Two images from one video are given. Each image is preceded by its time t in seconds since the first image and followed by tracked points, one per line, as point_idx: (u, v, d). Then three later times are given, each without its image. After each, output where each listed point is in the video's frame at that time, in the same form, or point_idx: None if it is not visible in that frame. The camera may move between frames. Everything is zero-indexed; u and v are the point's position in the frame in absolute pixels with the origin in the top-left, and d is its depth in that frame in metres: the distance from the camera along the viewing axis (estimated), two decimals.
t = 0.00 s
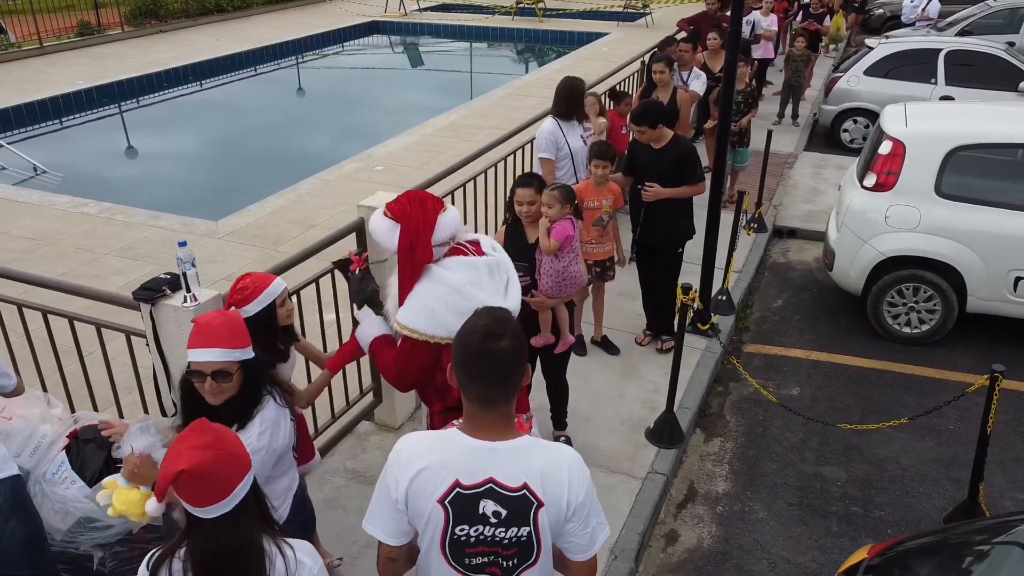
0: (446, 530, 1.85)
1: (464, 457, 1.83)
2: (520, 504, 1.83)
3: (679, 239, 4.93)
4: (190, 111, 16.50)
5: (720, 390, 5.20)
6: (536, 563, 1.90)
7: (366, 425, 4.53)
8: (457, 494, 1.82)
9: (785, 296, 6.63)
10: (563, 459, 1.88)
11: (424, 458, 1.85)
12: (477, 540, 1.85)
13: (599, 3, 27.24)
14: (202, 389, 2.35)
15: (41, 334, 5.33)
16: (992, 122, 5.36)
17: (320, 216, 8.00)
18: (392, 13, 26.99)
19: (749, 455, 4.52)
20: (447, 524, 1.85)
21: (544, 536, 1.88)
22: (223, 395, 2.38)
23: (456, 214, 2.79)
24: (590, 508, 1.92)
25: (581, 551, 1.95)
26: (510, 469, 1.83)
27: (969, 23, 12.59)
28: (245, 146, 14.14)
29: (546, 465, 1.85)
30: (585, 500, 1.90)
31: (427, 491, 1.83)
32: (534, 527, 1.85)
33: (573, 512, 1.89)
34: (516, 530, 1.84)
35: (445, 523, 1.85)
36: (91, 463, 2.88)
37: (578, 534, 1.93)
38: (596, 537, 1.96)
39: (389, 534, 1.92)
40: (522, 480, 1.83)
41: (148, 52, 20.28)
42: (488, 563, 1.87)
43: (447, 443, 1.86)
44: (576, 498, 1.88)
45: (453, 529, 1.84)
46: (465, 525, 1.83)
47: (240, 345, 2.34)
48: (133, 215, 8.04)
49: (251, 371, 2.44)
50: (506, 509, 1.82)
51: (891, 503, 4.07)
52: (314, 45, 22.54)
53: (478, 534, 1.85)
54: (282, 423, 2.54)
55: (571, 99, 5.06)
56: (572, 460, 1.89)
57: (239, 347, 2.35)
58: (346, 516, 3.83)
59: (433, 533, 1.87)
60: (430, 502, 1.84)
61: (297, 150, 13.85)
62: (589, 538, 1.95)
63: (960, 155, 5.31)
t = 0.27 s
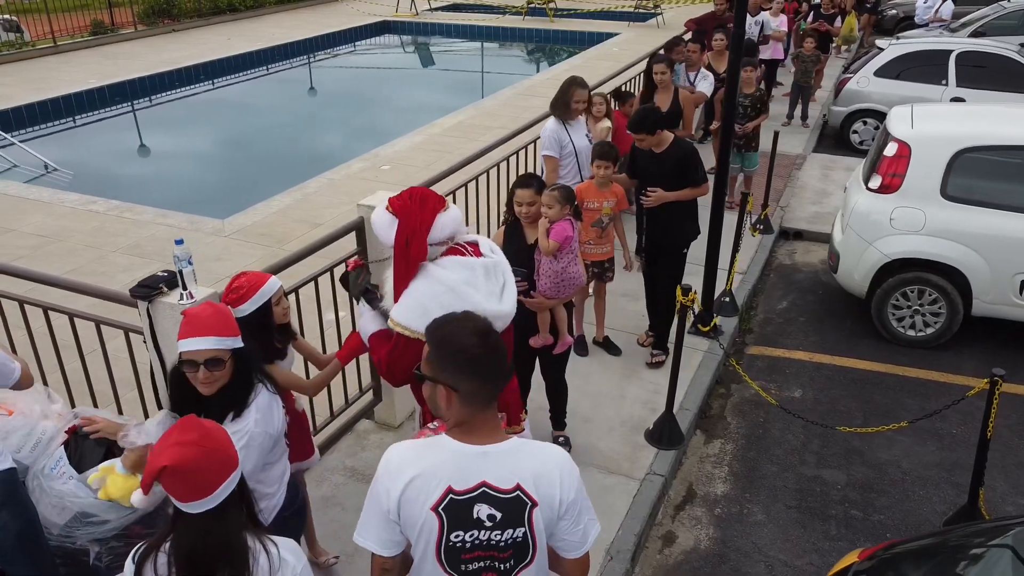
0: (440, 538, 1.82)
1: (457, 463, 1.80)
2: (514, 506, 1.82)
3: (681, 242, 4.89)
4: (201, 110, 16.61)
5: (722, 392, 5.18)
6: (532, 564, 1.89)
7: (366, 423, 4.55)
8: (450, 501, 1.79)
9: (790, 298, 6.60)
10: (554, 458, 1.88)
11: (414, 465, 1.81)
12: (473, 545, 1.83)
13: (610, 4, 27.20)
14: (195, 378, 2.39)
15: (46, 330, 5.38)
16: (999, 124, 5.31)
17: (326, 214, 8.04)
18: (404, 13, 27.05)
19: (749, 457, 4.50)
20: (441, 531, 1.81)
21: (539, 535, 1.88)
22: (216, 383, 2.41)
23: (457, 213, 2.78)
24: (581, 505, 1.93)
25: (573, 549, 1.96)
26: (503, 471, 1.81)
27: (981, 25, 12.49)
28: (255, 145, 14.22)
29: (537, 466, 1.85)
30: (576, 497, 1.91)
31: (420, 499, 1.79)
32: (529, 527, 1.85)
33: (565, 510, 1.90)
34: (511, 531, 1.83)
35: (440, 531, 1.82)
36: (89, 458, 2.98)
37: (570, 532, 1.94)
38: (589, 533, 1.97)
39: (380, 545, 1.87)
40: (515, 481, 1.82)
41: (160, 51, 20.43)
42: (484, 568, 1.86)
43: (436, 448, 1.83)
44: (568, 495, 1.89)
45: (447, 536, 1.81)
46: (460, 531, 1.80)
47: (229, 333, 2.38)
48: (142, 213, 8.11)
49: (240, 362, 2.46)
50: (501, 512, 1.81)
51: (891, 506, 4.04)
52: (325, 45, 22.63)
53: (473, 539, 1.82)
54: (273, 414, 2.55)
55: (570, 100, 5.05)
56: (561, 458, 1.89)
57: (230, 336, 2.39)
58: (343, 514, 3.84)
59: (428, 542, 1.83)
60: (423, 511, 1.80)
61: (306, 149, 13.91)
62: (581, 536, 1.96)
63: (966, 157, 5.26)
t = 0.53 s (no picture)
0: (416, 539, 1.80)
1: (426, 462, 1.79)
2: (487, 499, 1.83)
3: (682, 244, 4.87)
4: (212, 108, 16.70)
5: (722, 393, 5.16)
6: (508, 554, 1.92)
7: (365, 421, 4.57)
8: (424, 502, 1.78)
9: (794, 300, 6.57)
10: (520, 448, 1.90)
11: (384, 470, 1.79)
12: (450, 543, 1.83)
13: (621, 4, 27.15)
14: (185, 373, 2.42)
15: (51, 326, 5.43)
16: (1005, 125, 5.27)
17: (332, 213, 8.07)
18: (415, 12, 27.10)
19: (748, 459, 4.49)
20: (417, 533, 1.80)
21: (514, 526, 1.90)
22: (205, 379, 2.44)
23: (457, 213, 2.77)
24: (549, 493, 1.95)
25: (546, 538, 1.98)
26: (472, 466, 1.82)
27: (994, 26, 12.39)
28: (265, 143, 14.29)
29: (505, 458, 1.86)
30: (544, 485, 1.93)
31: (391, 504, 1.78)
32: (504, 519, 1.86)
33: (535, 500, 1.92)
34: (487, 525, 1.84)
35: (415, 532, 1.80)
36: (86, 453, 3.01)
37: (542, 522, 1.96)
38: (562, 521, 2.00)
39: (352, 555, 1.85)
40: (486, 474, 1.82)
41: (172, 50, 20.56)
42: (463, 564, 1.86)
43: (404, 448, 1.82)
44: (537, 483, 1.91)
45: (424, 537, 1.80)
46: (436, 530, 1.80)
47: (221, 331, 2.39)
48: (149, 211, 8.17)
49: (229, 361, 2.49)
50: (474, 506, 1.82)
51: (889, 510, 4.02)
52: (336, 44, 22.71)
53: (450, 537, 1.82)
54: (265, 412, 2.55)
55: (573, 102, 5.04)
56: (528, 448, 1.91)
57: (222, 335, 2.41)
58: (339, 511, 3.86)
59: (403, 546, 1.81)
60: (398, 515, 1.79)
61: (315, 148, 13.97)
62: (552, 526, 1.98)
63: (971, 158, 5.22)
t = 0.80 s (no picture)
0: (378, 540, 1.82)
1: (385, 462, 1.82)
2: (447, 494, 1.86)
3: (683, 248, 4.84)
4: (221, 107, 16.79)
5: (721, 395, 5.15)
6: (472, 547, 1.95)
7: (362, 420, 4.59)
8: (384, 501, 1.80)
9: (797, 302, 6.55)
10: (478, 441, 1.94)
11: (343, 471, 1.81)
12: (413, 541, 1.85)
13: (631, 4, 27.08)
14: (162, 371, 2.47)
15: (55, 322, 5.48)
16: (1010, 128, 5.23)
17: (336, 212, 8.10)
18: (425, 12, 27.14)
19: (745, 461, 4.48)
20: (379, 533, 1.82)
21: (477, 519, 1.93)
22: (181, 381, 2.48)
23: (453, 214, 2.78)
24: (510, 485, 1.99)
25: (510, 531, 2.02)
26: (430, 461, 1.85)
27: (1006, 27, 12.28)
28: (273, 142, 14.35)
29: (462, 453, 1.90)
30: (504, 477, 1.97)
31: (352, 506, 1.80)
32: (466, 512, 1.90)
33: (496, 493, 1.96)
34: (449, 520, 1.87)
35: (377, 532, 1.82)
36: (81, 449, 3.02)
37: (505, 514, 1.99)
38: (528, 513, 2.04)
39: (317, 561, 1.86)
40: (444, 469, 1.86)
41: (184, 49, 20.68)
42: (428, 561, 1.89)
43: (362, 451, 1.84)
44: (497, 476, 1.95)
45: (386, 536, 1.82)
46: (398, 528, 1.82)
47: (206, 340, 2.44)
48: (155, 209, 8.22)
49: (215, 366, 2.52)
50: (434, 502, 1.84)
51: (886, 514, 4.00)
52: (346, 44, 22.78)
53: (413, 535, 1.85)
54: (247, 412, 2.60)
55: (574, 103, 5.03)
56: (485, 442, 1.95)
57: (209, 342, 2.46)
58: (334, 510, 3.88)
59: (367, 547, 1.83)
60: (359, 516, 1.81)
61: (323, 147, 14.02)
62: (516, 520, 2.02)
63: (975, 161, 5.18)
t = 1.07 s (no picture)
0: (327, 543, 1.80)
1: (335, 465, 1.81)
2: (396, 499, 1.82)
3: (682, 250, 4.83)
4: (231, 105, 16.88)
5: (720, 397, 5.14)
6: (425, 554, 1.91)
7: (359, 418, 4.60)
8: (331, 503, 1.79)
9: (799, 304, 6.52)
10: (432, 446, 1.90)
11: (293, 472, 1.81)
12: (362, 546, 1.82)
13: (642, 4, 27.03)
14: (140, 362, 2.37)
15: (59, 319, 5.53)
16: (1014, 130, 5.19)
17: (341, 211, 8.14)
18: (436, 12, 27.21)
19: (742, 463, 4.47)
20: (327, 535, 1.80)
21: (429, 526, 1.89)
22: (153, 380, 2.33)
23: (452, 214, 2.80)
24: (465, 493, 1.93)
25: (467, 538, 1.96)
26: (379, 465, 1.82)
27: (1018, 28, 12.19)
28: (281, 141, 14.42)
29: (413, 458, 1.86)
30: (458, 484, 1.92)
31: (299, 507, 1.79)
32: (416, 519, 1.85)
33: (450, 498, 1.91)
34: (398, 526, 1.84)
35: (325, 535, 1.80)
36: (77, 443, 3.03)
37: (460, 520, 1.94)
38: (487, 521, 1.98)
39: (277, 561, 1.85)
40: (393, 474, 1.82)
41: (195, 48, 20.80)
42: (379, 567, 1.85)
43: (315, 454, 1.83)
44: (449, 481, 1.90)
45: (334, 539, 1.80)
46: (345, 532, 1.79)
47: (181, 343, 2.30)
48: (162, 207, 8.28)
49: (193, 369, 2.34)
50: (384, 505, 1.81)
51: (882, 517, 3.98)
52: (356, 44, 22.86)
53: (361, 539, 1.82)
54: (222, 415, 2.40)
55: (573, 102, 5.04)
56: (440, 447, 1.91)
57: (188, 342, 2.33)
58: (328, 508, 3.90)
59: (317, 550, 1.81)
60: (306, 518, 1.79)
61: (331, 147, 14.07)
62: (473, 527, 1.96)
63: (978, 163, 5.15)
